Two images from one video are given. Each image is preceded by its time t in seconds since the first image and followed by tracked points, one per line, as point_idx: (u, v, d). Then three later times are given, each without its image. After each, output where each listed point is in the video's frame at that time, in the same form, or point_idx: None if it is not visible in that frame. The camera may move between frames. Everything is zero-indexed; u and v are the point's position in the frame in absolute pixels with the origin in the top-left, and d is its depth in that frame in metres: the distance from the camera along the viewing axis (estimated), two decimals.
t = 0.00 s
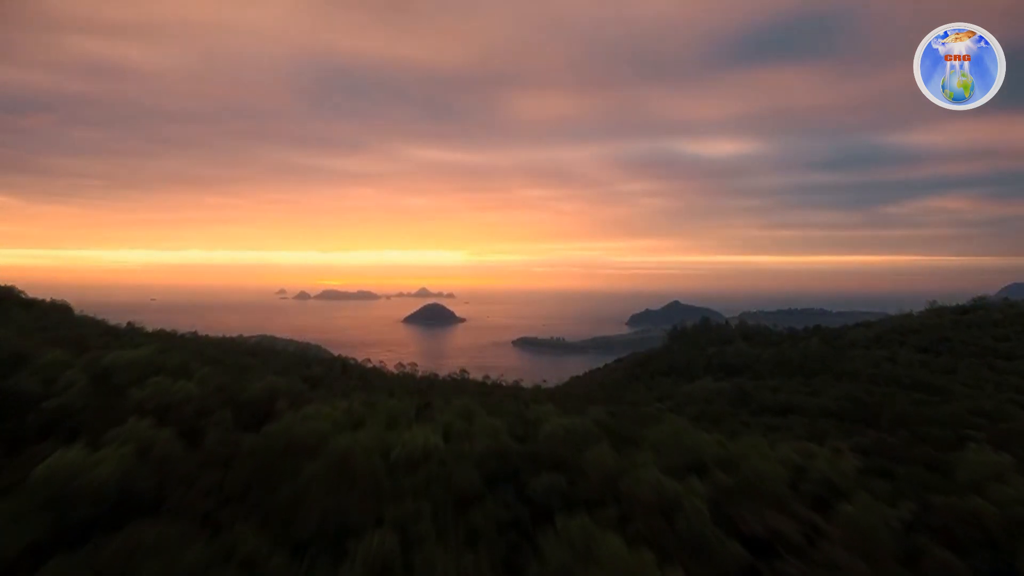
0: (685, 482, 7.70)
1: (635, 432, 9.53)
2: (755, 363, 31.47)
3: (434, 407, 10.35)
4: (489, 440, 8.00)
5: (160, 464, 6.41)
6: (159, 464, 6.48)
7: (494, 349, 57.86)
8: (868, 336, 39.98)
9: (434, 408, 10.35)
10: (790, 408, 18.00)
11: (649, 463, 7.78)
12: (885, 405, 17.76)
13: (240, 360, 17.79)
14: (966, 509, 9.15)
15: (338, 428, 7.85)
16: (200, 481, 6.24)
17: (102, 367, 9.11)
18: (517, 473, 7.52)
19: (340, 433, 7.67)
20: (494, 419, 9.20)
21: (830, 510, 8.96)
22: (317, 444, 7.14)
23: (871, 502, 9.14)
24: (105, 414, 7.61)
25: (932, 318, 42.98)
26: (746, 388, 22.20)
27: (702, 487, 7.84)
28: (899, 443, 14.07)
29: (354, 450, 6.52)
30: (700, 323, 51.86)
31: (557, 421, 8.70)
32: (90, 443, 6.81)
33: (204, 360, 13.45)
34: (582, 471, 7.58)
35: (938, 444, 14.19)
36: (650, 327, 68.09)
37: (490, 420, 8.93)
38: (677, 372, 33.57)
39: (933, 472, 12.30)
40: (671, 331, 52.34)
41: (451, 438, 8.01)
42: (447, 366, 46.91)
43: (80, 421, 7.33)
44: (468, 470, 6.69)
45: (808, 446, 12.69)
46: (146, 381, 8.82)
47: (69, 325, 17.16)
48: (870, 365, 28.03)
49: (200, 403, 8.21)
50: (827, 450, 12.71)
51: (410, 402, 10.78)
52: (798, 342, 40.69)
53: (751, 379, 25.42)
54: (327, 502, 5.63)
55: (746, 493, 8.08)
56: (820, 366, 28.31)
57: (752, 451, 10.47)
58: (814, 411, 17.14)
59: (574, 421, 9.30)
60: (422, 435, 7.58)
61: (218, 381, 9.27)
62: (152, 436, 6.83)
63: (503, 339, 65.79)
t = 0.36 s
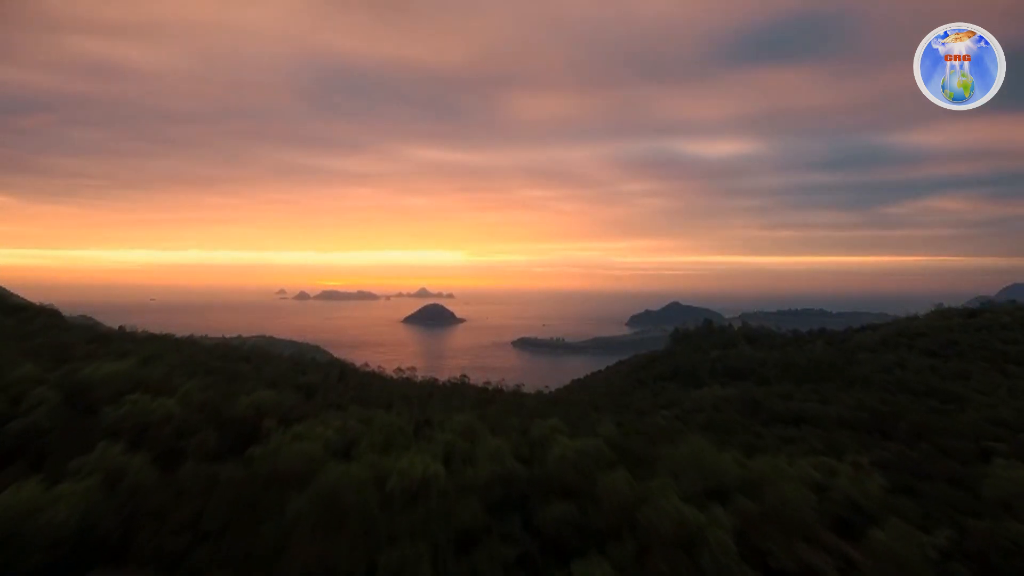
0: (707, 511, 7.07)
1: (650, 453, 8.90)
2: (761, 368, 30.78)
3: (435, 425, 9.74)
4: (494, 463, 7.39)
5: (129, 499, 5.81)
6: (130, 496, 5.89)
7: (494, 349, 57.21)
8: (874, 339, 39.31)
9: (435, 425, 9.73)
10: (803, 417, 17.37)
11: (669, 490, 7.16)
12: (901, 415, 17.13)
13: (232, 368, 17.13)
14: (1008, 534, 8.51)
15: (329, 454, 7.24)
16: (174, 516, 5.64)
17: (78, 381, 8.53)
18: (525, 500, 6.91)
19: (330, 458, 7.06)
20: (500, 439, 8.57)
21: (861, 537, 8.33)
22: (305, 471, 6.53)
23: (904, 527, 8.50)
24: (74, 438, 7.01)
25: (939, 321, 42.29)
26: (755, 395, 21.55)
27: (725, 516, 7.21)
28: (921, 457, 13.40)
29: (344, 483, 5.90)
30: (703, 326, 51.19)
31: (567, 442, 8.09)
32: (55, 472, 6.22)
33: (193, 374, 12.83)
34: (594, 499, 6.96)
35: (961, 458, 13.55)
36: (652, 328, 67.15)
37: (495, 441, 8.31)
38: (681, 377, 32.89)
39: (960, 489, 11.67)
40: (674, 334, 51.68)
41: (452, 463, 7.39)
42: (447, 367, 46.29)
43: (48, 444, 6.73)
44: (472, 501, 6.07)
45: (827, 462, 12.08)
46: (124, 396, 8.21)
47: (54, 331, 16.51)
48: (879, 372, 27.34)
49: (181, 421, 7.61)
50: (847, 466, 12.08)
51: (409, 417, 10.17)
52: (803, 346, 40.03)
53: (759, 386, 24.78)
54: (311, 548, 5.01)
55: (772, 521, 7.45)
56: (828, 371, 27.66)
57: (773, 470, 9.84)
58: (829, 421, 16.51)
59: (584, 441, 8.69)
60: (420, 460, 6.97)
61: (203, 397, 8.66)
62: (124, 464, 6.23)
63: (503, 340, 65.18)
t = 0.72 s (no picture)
0: (732, 544, 6.49)
1: (666, 473, 8.33)
2: (766, 372, 30.24)
3: (435, 442, 9.15)
4: (499, 489, 6.80)
5: (93, 540, 5.23)
6: (95, 534, 5.31)
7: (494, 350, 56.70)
8: (879, 343, 38.74)
9: (435, 442, 9.14)
10: (816, 427, 16.78)
11: (689, 518, 6.59)
12: (917, 424, 16.55)
13: (225, 376, 16.58)
14: None
15: (319, 482, 6.66)
16: (142, 556, 5.06)
17: (52, 396, 7.96)
18: (533, 529, 6.33)
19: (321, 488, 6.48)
20: (504, 459, 8.00)
21: (893, 567, 7.73)
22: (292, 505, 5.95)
23: (939, 554, 7.91)
24: (39, 464, 6.44)
25: (945, 324, 41.73)
26: (764, 402, 20.97)
27: (751, 547, 6.62)
28: (943, 471, 12.83)
29: (332, 525, 5.32)
30: (705, 327, 50.63)
31: (577, 464, 7.51)
32: (15, 506, 5.66)
33: (182, 386, 12.25)
34: (608, 529, 6.38)
35: (985, 472, 12.96)
36: (653, 329, 66.63)
37: (500, 462, 7.73)
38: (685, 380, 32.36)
39: (988, 507, 11.08)
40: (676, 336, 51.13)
41: (453, 491, 6.81)
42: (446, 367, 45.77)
43: (10, 470, 6.16)
44: (475, 538, 5.49)
45: (847, 478, 11.49)
46: (99, 413, 7.65)
47: (39, 338, 15.94)
48: (888, 376, 26.80)
49: (159, 441, 7.04)
50: (869, 482, 11.49)
51: (407, 433, 9.60)
52: (808, 349, 39.47)
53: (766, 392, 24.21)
54: None
55: (801, 552, 6.86)
56: (835, 377, 27.08)
57: (794, 491, 9.25)
58: (843, 431, 15.92)
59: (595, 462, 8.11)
60: (419, 488, 6.38)
61: (185, 413, 8.10)
62: (91, 494, 5.66)
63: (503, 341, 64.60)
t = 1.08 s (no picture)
0: None
1: (686, 498, 7.71)
2: (772, 376, 29.62)
3: (436, 465, 8.53)
4: (504, 522, 6.19)
5: None
6: None
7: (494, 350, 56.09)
8: (886, 346, 38.10)
9: (435, 465, 8.53)
10: (830, 437, 16.15)
11: (714, 554, 5.99)
12: (936, 434, 15.91)
13: (217, 385, 15.97)
14: None
15: (307, 519, 6.06)
16: None
17: (19, 415, 7.34)
18: (543, 567, 5.72)
19: (307, 527, 5.87)
20: (509, 485, 7.38)
21: None
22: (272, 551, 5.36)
23: None
24: None
25: (953, 327, 41.07)
26: (774, 410, 20.34)
27: None
28: (970, 487, 12.21)
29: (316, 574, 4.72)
30: (708, 329, 50.02)
31: (589, 493, 6.90)
32: None
33: (169, 400, 11.65)
34: (624, 568, 5.77)
35: (1013, 487, 12.34)
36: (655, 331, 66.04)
37: (506, 490, 7.12)
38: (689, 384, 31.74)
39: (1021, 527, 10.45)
40: (678, 338, 50.47)
41: (453, 526, 6.20)
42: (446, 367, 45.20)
43: None
44: None
45: (870, 496, 10.88)
46: (69, 435, 7.06)
47: (22, 346, 15.33)
48: (898, 382, 26.18)
49: (132, 469, 6.44)
50: (893, 501, 10.86)
51: (405, 452, 9.00)
52: (812, 352, 38.86)
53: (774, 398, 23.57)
54: None
55: None
56: (844, 382, 26.46)
57: (820, 516, 8.63)
58: (859, 442, 15.30)
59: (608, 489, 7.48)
60: (416, 524, 5.77)
61: (165, 434, 7.49)
62: (47, 535, 5.07)
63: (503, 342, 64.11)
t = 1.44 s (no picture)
0: None
1: (709, 533, 7.06)
2: (779, 380, 28.92)
3: (435, 491, 7.87)
4: (511, 565, 5.53)
5: None
6: None
7: (494, 350, 55.29)
8: (893, 348, 37.40)
9: (435, 491, 7.86)
10: (846, 449, 15.49)
11: None
12: (957, 446, 15.25)
13: (207, 393, 15.30)
14: None
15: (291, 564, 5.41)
16: None
17: None
18: None
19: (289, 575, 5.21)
20: (515, 522, 6.70)
21: None
22: None
23: None
24: None
25: (961, 330, 40.35)
26: (785, 418, 19.67)
27: None
28: (1000, 504, 11.52)
29: None
30: (711, 331, 49.35)
31: (605, 530, 6.25)
32: None
33: (152, 415, 10.97)
34: None
35: None
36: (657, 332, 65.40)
37: (513, 525, 6.46)
38: (693, 389, 31.06)
39: None
40: (681, 339, 49.80)
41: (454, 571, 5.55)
42: (446, 368, 44.53)
43: None
44: None
45: (897, 517, 10.22)
46: (31, 463, 6.41)
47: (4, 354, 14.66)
48: (908, 387, 25.52)
49: (95, 504, 5.77)
50: (923, 522, 10.18)
51: (402, 475, 8.34)
52: (818, 355, 38.18)
53: (783, 405, 22.90)
54: None
55: None
56: (854, 387, 25.80)
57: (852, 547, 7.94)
58: (877, 455, 14.64)
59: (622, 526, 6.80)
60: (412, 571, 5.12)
61: (136, 460, 6.82)
62: None
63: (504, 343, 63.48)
